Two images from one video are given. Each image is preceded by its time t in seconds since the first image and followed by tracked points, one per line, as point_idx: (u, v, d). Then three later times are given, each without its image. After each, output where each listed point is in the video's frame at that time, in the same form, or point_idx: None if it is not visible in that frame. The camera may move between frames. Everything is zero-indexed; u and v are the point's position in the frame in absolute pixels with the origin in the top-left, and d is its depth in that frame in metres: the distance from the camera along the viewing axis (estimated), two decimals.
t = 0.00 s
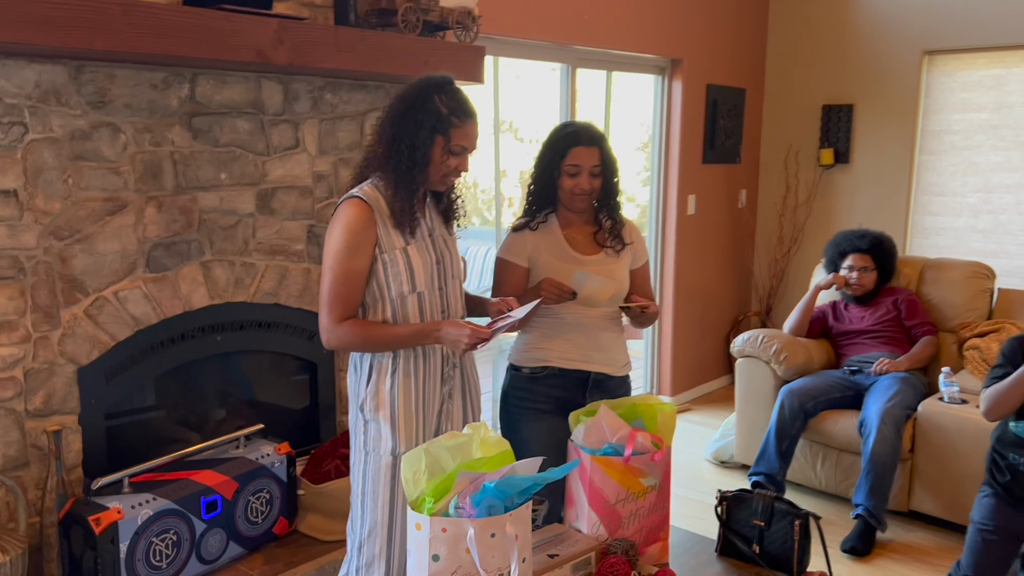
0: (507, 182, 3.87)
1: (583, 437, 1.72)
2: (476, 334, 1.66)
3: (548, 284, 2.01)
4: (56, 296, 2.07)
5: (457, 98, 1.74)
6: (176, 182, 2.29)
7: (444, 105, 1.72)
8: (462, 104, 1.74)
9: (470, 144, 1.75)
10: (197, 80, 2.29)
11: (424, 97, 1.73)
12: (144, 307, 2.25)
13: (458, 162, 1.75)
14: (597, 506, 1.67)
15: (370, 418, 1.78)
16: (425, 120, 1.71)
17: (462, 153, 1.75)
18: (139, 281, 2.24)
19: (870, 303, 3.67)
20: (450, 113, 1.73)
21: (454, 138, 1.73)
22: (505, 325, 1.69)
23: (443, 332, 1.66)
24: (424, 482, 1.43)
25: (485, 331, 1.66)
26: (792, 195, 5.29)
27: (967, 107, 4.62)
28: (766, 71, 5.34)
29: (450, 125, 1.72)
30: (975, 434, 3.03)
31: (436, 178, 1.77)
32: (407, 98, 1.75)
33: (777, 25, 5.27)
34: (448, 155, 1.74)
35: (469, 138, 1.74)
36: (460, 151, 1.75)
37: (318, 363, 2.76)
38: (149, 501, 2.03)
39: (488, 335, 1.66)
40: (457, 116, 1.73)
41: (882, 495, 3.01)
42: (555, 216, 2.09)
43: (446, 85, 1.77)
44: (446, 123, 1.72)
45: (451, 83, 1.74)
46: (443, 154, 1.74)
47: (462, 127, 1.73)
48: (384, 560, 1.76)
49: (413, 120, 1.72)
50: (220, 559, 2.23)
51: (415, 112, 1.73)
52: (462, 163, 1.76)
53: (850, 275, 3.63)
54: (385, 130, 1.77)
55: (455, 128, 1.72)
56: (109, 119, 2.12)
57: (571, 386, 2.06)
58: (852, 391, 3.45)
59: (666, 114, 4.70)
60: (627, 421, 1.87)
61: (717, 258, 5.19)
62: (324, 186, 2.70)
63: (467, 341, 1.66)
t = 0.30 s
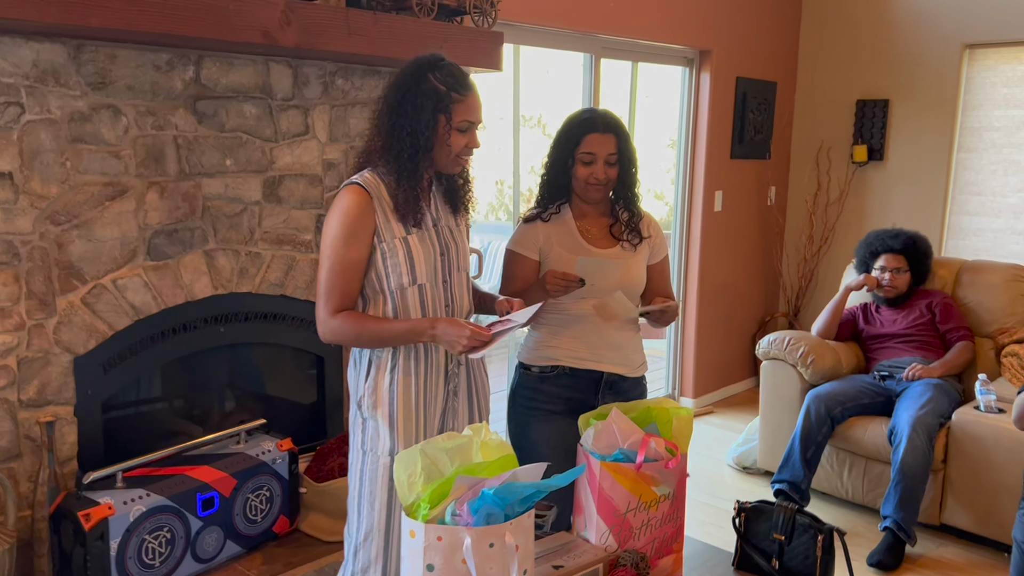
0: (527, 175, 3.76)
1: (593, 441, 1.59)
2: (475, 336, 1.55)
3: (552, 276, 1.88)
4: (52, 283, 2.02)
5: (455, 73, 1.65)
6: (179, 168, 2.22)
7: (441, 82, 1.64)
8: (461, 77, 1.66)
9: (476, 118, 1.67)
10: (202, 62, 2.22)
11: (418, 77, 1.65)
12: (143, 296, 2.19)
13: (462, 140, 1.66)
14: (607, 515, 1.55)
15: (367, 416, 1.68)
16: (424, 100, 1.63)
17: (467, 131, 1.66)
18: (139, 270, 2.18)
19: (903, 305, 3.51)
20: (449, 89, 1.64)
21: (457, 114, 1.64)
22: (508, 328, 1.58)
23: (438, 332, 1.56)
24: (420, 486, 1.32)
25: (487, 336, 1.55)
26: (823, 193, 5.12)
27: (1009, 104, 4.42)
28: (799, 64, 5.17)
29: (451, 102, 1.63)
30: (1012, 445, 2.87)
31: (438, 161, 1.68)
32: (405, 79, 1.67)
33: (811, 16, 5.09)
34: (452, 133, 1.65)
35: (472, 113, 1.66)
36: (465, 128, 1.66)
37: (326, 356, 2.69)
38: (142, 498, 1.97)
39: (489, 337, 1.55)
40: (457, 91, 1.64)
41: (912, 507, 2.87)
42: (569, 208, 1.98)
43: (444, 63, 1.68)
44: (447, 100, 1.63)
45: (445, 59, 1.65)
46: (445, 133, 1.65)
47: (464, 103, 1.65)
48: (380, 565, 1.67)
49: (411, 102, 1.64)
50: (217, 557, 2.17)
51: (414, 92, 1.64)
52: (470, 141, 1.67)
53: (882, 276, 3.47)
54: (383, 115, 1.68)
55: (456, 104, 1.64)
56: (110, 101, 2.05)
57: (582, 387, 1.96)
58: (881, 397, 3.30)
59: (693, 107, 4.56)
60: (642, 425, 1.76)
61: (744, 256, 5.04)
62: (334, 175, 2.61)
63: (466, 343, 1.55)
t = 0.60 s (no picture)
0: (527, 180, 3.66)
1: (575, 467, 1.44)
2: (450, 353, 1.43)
3: (539, 288, 1.75)
4: (17, 292, 1.92)
5: (436, 73, 1.54)
6: (154, 171, 2.13)
7: (421, 82, 1.53)
8: (441, 77, 1.55)
9: (459, 121, 1.55)
10: (179, 61, 2.13)
11: (396, 77, 1.53)
12: (115, 305, 2.10)
13: (445, 143, 1.56)
14: (590, 547, 1.36)
15: (336, 438, 1.52)
16: (407, 101, 1.51)
17: (450, 134, 1.56)
18: (110, 277, 2.09)
19: (917, 318, 3.37)
20: (432, 90, 1.53)
21: (441, 115, 1.53)
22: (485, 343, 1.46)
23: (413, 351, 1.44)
24: (386, 518, 1.19)
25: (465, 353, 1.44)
26: (837, 199, 4.97)
27: None
28: (812, 66, 5.03)
29: (434, 103, 1.52)
30: None
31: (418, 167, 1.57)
32: (384, 78, 1.54)
33: (825, 17, 4.96)
34: (436, 136, 1.54)
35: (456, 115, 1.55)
36: (449, 131, 1.55)
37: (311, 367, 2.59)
38: (106, 518, 1.88)
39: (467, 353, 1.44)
40: (440, 92, 1.53)
41: (925, 532, 2.72)
42: (557, 216, 1.87)
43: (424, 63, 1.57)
44: (430, 100, 1.52)
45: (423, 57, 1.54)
46: (427, 137, 1.54)
47: (448, 103, 1.54)
48: None
49: (392, 104, 1.51)
50: None
51: (394, 93, 1.52)
52: (452, 144, 1.57)
53: (896, 287, 3.33)
54: (360, 116, 1.55)
55: (440, 105, 1.52)
56: (79, 102, 1.96)
57: (569, 407, 1.84)
58: (893, 414, 3.15)
59: (702, 110, 4.43)
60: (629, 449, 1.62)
61: (754, 264, 4.90)
62: (320, 180, 2.52)
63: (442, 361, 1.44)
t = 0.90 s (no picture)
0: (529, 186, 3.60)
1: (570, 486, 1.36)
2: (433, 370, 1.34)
3: (530, 305, 1.68)
4: None
5: (425, 79, 1.47)
6: (140, 180, 2.08)
7: (409, 89, 1.45)
8: (430, 84, 1.48)
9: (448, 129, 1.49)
10: (165, 67, 2.08)
11: (383, 82, 1.46)
12: (100, 317, 2.05)
13: (434, 151, 1.49)
14: (584, 571, 1.28)
15: (319, 456, 1.45)
16: (395, 108, 1.44)
17: (438, 142, 1.49)
18: (96, 289, 2.04)
19: (930, 324, 3.27)
20: (422, 98, 1.46)
21: (430, 124, 1.46)
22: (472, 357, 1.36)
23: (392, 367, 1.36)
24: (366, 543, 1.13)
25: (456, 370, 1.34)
26: (849, 202, 4.87)
27: None
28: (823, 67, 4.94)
29: (423, 111, 1.45)
30: None
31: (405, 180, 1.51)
32: (371, 83, 1.46)
33: (835, 17, 4.87)
34: (425, 144, 1.48)
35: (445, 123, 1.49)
36: (437, 139, 1.49)
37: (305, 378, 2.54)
38: (88, 537, 1.82)
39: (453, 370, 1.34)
40: (428, 99, 1.46)
41: (939, 546, 2.63)
42: (550, 225, 1.80)
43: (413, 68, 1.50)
44: (419, 108, 1.45)
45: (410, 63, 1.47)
46: (415, 145, 1.47)
47: (437, 111, 1.47)
48: None
49: (380, 112, 1.44)
50: None
51: (382, 99, 1.45)
52: (441, 152, 1.51)
53: (908, 293, 3.23)
54: (345, 123, 1.47)
55: (429, 113, 1.46)
56: (61, 110, 1.92)
57: (564, 423, 1.78)
58: (907, 424, 3.06)
59: (710, 112, 4.35)
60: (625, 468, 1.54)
61: (764, 268, 4.81)
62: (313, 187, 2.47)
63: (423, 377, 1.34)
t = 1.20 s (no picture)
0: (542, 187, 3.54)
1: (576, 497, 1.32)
2: (429, 369, 1.32)
3: (538, 315, 1.65)
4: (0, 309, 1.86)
5: (425, 82, 1.42)
6: (143, 183, 2.05)
7: (409, 91, 1.40)
8: (431, 87, 1.43)
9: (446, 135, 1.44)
10: (168, 68, 2.05)
11: (383, 84, 1.41)
12: (103, 322, 2.03)
13: (431, 158, 1.44)
14: None
15: (314, 464, 1.41)
16: (392, 111, 1.39)
17: (435, 148, 1.44)
18: (98, 293, 2.01)
19: (955, 327, 3.17)
20: (420, 102, 1.41)
21: (428, 129, 1.41)
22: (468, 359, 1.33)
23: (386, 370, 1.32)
24: (364, 554, 1.20)
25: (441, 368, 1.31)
26: (871, 203, 4.77)
27: None
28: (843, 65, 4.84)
29: (421, 115, 1.40)
30: None
31: (405, 177, 1.46)
32: (367, 83, 1.42)
33: (856, 14, 4.77)
34: (421, 151, 1.43)
35: (443, 128, 1.44)
36: (433, 145, 1.44)
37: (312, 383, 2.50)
38: (88, 546, 1.79)
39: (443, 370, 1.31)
40: (427, 103, 1.41)
41: (965, 557, 2.54)
42: (556, 227, 1.74)
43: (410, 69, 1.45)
44: (417, 113, 1.40)
45: (412, 63, 1.42)
46: (413, 150, 1.42)
47: (436, 116, 1.42)
48: None
49: (376, 114, 1.39)
50: None
51: (382, 104, 1.39)
52: (437, 158, 1.46)
53: (933, 295, 3.14)
54: (340, 122, 1.43)
55: (427, 118, 1.40)
56: (63, 112, 1.89)
57: (572, 430, 1.72)
58: (931, 430, 2.96)
59: (727, 112, 4.27)
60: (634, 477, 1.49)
61: (784, 270, 4.71)
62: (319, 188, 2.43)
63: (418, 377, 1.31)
